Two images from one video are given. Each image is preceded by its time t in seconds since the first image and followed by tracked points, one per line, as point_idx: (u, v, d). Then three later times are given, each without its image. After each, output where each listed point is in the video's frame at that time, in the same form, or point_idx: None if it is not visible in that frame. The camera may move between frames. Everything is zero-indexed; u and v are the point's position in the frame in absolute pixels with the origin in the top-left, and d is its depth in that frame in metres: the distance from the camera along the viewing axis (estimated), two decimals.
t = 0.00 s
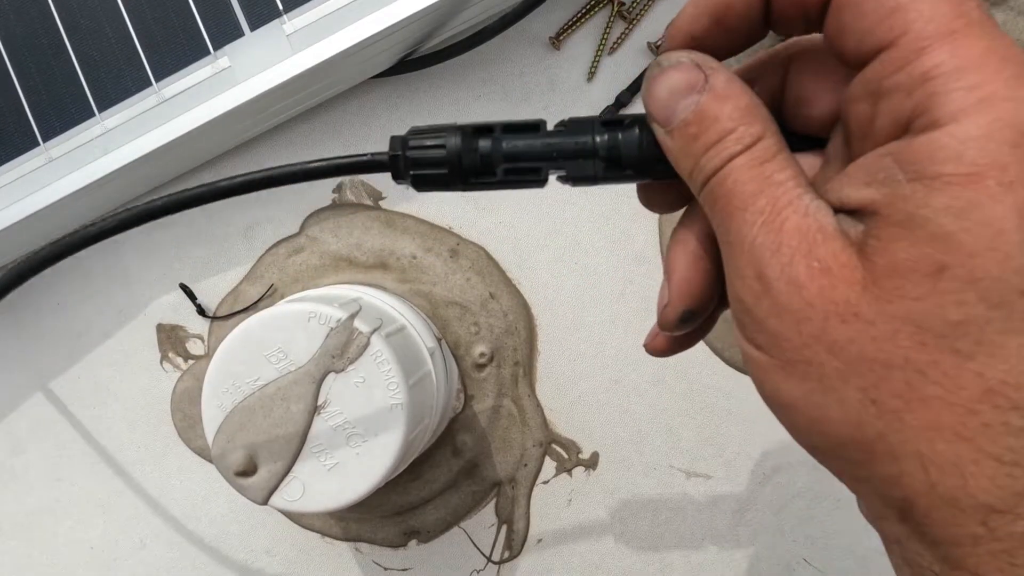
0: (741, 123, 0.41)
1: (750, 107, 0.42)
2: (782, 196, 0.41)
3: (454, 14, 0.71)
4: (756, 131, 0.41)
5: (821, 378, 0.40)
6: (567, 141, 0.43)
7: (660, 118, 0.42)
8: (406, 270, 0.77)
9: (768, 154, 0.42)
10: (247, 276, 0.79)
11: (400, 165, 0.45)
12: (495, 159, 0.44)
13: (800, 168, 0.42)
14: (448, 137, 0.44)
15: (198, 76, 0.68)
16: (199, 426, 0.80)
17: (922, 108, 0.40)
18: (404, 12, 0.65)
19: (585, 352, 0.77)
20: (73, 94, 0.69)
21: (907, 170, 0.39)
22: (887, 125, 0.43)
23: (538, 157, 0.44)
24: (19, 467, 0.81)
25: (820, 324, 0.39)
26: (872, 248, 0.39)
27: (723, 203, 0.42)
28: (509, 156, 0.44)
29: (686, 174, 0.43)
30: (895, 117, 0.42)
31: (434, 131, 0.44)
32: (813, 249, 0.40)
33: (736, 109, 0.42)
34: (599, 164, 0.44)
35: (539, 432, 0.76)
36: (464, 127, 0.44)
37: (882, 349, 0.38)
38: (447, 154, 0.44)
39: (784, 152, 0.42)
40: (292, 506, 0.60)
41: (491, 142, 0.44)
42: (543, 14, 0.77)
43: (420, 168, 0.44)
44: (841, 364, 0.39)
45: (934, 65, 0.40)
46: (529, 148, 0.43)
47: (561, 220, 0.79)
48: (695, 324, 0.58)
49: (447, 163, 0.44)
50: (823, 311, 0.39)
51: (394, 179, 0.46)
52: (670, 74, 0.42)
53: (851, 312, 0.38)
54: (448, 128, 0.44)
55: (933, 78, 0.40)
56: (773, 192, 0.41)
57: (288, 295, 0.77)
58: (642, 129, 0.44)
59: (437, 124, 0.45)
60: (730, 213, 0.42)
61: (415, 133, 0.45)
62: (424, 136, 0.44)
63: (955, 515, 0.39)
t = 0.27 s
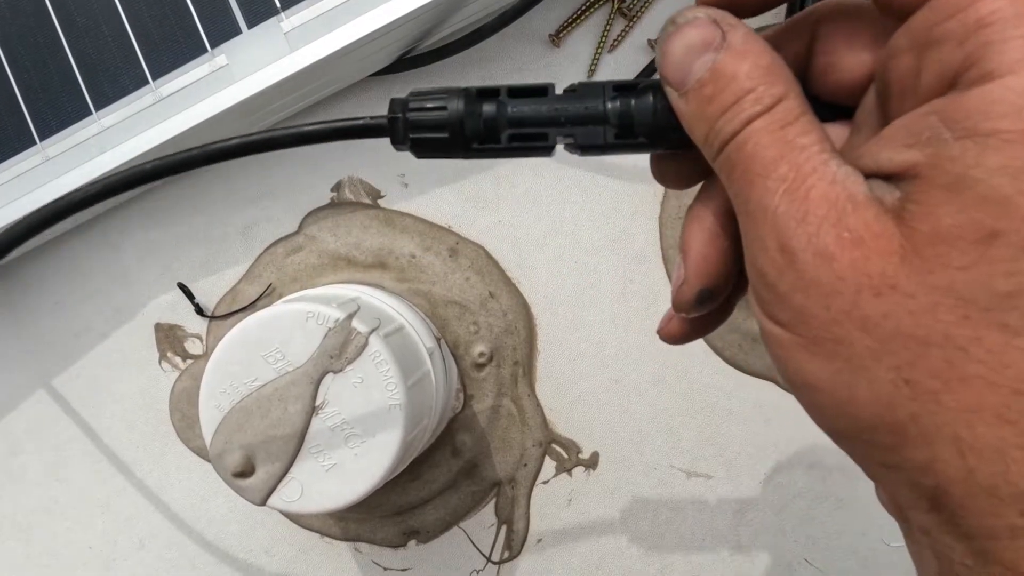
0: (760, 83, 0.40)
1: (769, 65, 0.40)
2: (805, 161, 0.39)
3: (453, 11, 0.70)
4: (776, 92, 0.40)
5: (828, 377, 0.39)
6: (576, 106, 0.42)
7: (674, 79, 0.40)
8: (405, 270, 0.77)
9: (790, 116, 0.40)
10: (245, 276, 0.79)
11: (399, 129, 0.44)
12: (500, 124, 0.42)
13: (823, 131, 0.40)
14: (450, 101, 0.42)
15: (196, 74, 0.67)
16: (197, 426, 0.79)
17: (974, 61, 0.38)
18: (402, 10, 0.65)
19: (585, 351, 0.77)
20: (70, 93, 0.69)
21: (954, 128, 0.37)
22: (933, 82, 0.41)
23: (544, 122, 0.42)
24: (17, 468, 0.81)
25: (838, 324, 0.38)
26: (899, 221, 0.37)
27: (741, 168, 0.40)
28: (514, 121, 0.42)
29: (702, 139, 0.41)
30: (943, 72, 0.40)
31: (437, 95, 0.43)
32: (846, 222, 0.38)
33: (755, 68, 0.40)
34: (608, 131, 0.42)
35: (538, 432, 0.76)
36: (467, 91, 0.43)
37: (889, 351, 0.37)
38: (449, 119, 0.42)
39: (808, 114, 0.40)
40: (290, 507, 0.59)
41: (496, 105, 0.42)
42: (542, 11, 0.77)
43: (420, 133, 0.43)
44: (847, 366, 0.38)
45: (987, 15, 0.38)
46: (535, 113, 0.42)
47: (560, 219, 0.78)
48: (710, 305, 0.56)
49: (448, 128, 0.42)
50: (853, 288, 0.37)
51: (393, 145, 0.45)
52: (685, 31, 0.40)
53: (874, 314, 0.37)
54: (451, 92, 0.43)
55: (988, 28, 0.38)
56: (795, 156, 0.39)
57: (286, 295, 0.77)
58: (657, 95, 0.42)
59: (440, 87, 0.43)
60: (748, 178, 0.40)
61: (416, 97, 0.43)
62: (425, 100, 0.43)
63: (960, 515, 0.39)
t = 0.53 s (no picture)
0: (781, 92, 0.40)
1: (789, 74, 0.40)
2: (829, 175, 0.39)
3: (456, 12, 0.70)
4: (796, 101, 0.40)
5: (839, 375, 0.39)
6: (587, 110, 0.41)
7: (690, 86, 0.40)
8: (408, 270, 0.77)
9: (812, 127, 0.40)
10: (248, 276, 0.79)
11: (403, 137, 0.42)
12: (507, 129, 0.41)
13: (846, 143, 0.40)
14: (455, 107, 0.41)
15: (199, 74, 0.67)
16: (199, 425, 0.79)
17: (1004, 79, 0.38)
18: (405, 10, 0.65)
19: (587, 351, 0.77)
20: (73, 92, 0.69)
21: (985, 146, 0.36)
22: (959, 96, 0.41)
23: (554, 127, 0.41)
24: (19, 466, 0.81)
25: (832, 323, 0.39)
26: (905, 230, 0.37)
27: (762, 180, 0.41)
28: (523, 126, 0.41)
29: (720, 149, 0.41)
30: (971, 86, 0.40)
31: (441, 100, 0.41)
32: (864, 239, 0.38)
33: (775, 76, 0.40)
34: (621, 136, 0.41)
35: (540, 432, 0.76)
36: (471, 95, 0.41)
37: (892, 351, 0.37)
38: (455, 126, 0.41)
39: (830, 123, 0.40)
40: (293, 506, 0.60)
41: (503, 110, 0.41)
42: (545, 12, 0.77)
43: (424, 141, 0.42)
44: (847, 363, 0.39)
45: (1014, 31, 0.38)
46: (545, 117, 0.41)
47: (563, 219, 0.78)
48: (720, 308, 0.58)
49: (454, 135, 0.41)
50: (871, 297, 0.37)
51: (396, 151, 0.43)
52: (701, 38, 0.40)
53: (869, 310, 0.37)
54: (455, 97, 0.41)
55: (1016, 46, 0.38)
56: (818, 167, 0.39)
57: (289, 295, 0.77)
58: (670, 96, 0.41)
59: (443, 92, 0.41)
60: (771, 191, 0.40)
61: (418, 103, 0.42)
62: (427, 106, 0.41)
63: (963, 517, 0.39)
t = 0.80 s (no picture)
0: (796, 112, 0.39)
1: (806, 93, 0.39)
2: (848, 200, 0.39)
3: (458, 12, 0.71)
4: (813, 121, 0.39)
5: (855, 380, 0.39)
6: (593, 125, 0.40)
7: (701, 104, 0.39)
8: (409, 270, 0.77)
9: (828, 148, 0.39)
10: (249, 275, 0.79)
11: (407, 155, 0.42)
12: (512, 146, 0.41)
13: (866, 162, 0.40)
14: (458, 125, 0.41)
15: (202, 74, 0.68)
16: (200, 424, 0.79)
17: None
18: (407, 11, 0.65)
19: (588, 351, 0.77)
20: (75, 91, 0.69)
21: (1014, 175, 0.36)
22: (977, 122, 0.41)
23: (560, 142, 0.41)
24: (20, 466, 0.81)
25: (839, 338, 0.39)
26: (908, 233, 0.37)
27: (777, 201, 0.40)
28: (529, 143, 0.41)
29: (734, 168, 0.41)
30: (995, 113, 0.40)
31: (444, 118, 0.41)
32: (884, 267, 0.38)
33: (790, 96, 0.39)
34: (629, 150, 0.41)
35: (541, 432, 0.76)
36: (474, 112, 0.41)
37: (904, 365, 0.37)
38: (459, 143, 0.41)
39: (847, 142, 0.40)
40: (294, 505, 0.60)
41: (507, 126, 0.41)
42: (547, 13, 0.77)
43: (428, 159, 0.42)
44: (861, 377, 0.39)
45: None
46: (550, 133, 0.41)
47: (564, 219, 0.78)
48: (728, 323, 0.58)
49: (459, 153, 0.41)
50: (887, 305, 0.37)
51: (399, 169, 0.44)
52: (713, 55, 0.39)
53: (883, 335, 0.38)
54: (458, 115, 0.41)
55: None
56: (835, 190, 0.39)
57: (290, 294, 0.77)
58: (679, 108, 0.41)
59: (446, 109, 0.41)
60: (786, 211, 0.40)
61: (421, 121, 0.42)
62: (430, 124, 0.41)
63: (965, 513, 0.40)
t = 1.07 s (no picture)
0: (763, 145, 0.38)
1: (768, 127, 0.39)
2: (819, 219, 0.38)
3: (458, 12, 0.71)
4: (779, 151, 0.38)
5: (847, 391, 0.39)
6: (573, 169, 0.39)
7: (670, 144, 0.39)
8: (409, 270, 0.77)
9: (796, 174, 0.38)
10: (249, 275, 0.79)
11: (391, 209, 0.41)
12: (495, 194, 0.39)
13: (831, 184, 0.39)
14: (440, 176, 0.39)
15: (202, 74, 0.68)
16: (201, 424, 0.79)
17: (965, 135, 0.38)
18: (407, 11, 0.65)
19: (587, 351, 0.77)
20: (76, 91, 0.69)
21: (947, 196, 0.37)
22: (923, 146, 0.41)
23: (544, 186, 0.39)
24: (21, 465, 0.81)
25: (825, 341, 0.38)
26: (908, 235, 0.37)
27: (753, 230, 0.39)
28: (509, 190, 0.39)
29: (708, 202, 0.40)
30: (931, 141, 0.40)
31: (423, 170, 0.39)
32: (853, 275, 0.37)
33: (754, 129, 0.38)
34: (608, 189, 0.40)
35: (541, 432, 0.76)
36: (455, 162, 0.39)
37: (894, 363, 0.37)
38: (443, 195, 0.39)
39: (813, 167, 0.39)
40: (294, 505, 0.60)
41: (488, 175, 0.39)
42: (547, 13, 0.77)
43: (413, 212, 0.40)
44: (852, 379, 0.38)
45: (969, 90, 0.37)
46: (532, 179, 0.39)
47: (564, 219, 0.78)
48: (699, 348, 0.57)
49: (443, 204, 0.39)
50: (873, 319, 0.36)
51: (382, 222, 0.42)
52: (676, 95, 0.39)
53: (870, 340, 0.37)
54: (438, 166, 0.39)
55: (973, 105, 0.37)
56: (807, 213, 0.38)
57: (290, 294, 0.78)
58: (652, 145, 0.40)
59: (425, 160, 0.40)
60: (762, 240, 0.39)
61: (401, 174, 0.40)
62: (411, 177, 0.39)
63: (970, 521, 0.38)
